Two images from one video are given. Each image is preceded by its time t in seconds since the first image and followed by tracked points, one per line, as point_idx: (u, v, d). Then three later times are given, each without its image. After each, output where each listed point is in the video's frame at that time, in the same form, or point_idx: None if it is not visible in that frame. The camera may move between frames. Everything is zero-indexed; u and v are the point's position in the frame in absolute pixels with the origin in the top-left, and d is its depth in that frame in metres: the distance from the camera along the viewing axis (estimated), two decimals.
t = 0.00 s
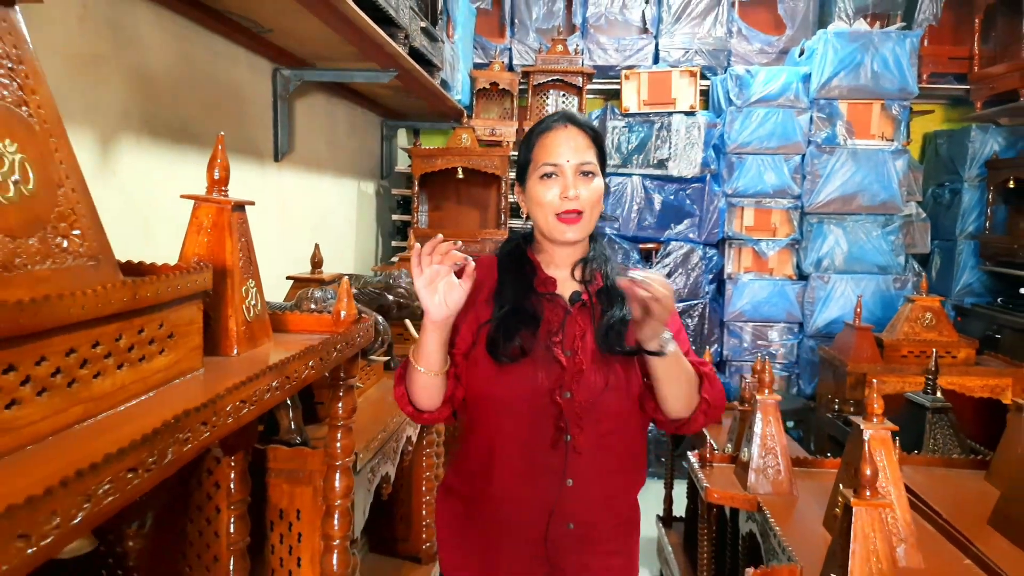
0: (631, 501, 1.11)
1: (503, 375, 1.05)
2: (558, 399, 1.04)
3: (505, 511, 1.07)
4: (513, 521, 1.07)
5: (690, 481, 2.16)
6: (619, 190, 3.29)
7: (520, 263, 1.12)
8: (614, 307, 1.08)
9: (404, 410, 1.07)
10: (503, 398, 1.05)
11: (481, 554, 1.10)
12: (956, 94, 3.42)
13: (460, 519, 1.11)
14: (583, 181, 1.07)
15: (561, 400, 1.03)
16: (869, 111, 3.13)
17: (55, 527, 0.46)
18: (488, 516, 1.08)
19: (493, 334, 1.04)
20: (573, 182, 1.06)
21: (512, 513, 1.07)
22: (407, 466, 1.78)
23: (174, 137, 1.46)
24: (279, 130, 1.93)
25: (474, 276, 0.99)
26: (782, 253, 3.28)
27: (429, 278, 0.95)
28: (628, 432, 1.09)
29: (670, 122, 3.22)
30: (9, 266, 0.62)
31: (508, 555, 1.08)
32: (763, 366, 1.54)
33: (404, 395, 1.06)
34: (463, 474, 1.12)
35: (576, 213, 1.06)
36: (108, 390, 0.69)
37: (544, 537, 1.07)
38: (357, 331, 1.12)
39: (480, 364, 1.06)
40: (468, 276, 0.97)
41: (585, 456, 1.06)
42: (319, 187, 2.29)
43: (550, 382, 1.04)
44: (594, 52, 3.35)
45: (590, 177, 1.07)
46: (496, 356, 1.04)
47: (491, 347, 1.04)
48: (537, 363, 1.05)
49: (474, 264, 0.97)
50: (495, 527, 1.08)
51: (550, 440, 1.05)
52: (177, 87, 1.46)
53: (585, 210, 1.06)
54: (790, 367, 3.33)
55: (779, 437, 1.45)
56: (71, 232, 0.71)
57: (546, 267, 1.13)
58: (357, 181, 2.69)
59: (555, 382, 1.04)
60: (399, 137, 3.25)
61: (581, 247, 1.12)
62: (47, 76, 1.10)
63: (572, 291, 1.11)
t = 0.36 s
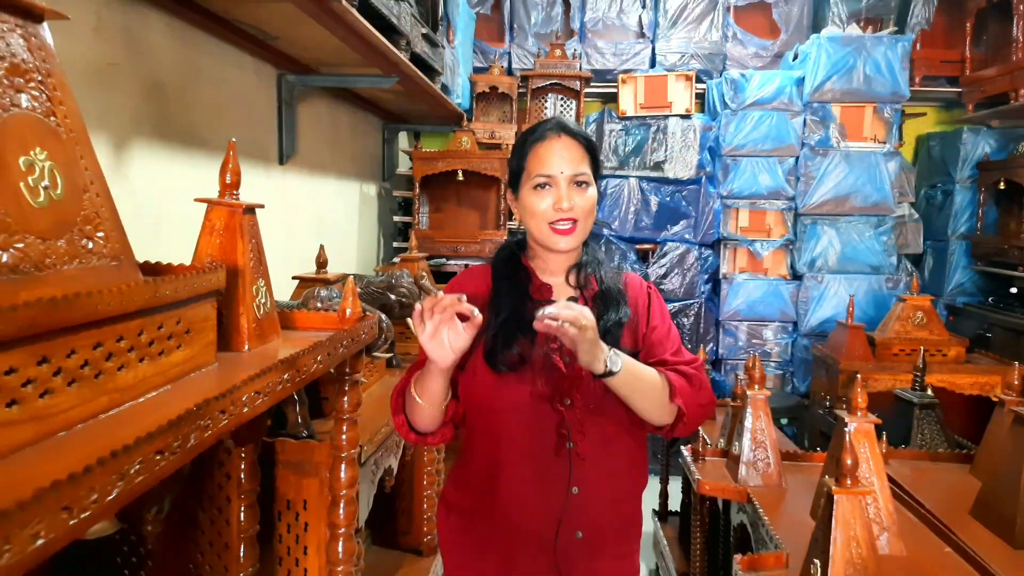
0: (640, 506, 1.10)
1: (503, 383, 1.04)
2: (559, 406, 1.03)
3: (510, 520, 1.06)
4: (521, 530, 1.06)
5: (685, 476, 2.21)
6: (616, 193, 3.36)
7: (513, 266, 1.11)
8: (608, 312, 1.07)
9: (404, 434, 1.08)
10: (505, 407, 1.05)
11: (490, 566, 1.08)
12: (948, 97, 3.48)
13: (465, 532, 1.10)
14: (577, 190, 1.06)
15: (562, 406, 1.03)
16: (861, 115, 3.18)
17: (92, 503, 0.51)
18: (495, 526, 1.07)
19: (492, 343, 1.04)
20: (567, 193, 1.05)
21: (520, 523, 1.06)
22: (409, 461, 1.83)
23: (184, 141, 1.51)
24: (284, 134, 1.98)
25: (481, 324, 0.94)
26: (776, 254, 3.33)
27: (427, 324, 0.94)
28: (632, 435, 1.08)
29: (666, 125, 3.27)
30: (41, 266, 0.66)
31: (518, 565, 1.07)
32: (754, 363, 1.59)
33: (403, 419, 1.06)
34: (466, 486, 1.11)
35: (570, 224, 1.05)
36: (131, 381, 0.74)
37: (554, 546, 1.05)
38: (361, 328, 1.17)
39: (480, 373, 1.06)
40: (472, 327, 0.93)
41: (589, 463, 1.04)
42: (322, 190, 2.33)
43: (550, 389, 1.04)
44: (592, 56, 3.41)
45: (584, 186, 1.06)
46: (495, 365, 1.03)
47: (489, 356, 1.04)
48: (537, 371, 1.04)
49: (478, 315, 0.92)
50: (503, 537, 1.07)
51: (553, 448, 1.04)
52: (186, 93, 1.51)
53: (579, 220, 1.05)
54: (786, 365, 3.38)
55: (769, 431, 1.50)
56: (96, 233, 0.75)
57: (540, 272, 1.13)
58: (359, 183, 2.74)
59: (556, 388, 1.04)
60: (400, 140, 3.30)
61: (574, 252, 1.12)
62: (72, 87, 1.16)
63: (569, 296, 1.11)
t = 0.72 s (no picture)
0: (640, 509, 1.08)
1: (503, 389, 1.02)
2: (560, 409, 1.01)
3: (513, 532, 1.02)
4: (524, 541, 1.02)
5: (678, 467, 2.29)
6: (614, 193, 3.45)
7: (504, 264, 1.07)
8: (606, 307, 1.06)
9: (399, 431, 1.01)
10: (504, 413, 1.02)
11: None
12: (940, 99, 3.55)
13: (464, 547, 1.05)
14: (566, 183, 1.01)
15: (564, 409, 1.01)
16: (853, 117, 3.25)
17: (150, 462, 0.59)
18: (497, 537, 1.03)
19: (488, 347, 1.02)
20: (556, 185, 1.01)
21: (523, 534, 1.02)
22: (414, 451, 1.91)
23: (200, 144, 1.59)
24: (292, 136, 2.05)
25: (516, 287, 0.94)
26: (770, 253, 3.41)
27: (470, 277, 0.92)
28: (633, 438, 1.06)
29: (663, 127, 3.34)
30: (88, 260, 0.74)
31: None
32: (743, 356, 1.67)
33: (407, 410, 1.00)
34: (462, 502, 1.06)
35: (560, 218, 1.00)
36: (168, 364, 0.81)
37: (560, 555, 1.02)
38: (370, 321, 1.24)
39: (477, 379, 1.03)
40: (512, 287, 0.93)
41: (593, 467, 1.02)
42: (328, 190, 2.41)
43: (550, 392, 1.02)
44: (591, 60, 3.50)
45: (574, 179, 1.02)
46: (493, 370, 1.01)
47: (484, 362, 1.02)
48: (536, 375, 1.02)
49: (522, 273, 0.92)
50: (506, 549, 1.03)
51: (556, 454, 1.01)
52: (202, 99, 1.59)
53: (569, 214, 1.00)
54: (779, 362, 3.46)
55: (757, 420, 1.58)
56: (133, 231, 0.83)
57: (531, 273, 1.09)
58: (363, 184, 2.82)
59: (556, 392, 1.02)
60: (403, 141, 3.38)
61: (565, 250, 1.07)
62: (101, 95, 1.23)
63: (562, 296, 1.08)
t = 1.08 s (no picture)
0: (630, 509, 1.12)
1: (497, 396, 1.04)
2: (553, 415, 1.03)
3: (505, 534, 1.05)
4: (517, 543, 1.05)
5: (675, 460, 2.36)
6: (612, 192, 3.50)
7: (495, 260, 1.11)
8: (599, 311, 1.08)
9: (391, 433, 1.02)
10: (499, 419, 1.04)
11: None
12: (932, 100, 3.62)
13: (459, 548, 1.08)
14: (562, 182, 1.05)
15: (557, 415, 1.03)
16: (847, 118, 3.31)
17: (192, 435, 0.65)
18: (491, 540, 1.06)
19: (483, 354, 1.03)
20: (552, 184, 1.04)
21: (516, 536, 1.05)
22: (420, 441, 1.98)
23: (215, 145, 1.65)
24: (300, 138, 2.11)
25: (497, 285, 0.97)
26: (766, 252, 3.49)
27: (456, 277, 0.92)
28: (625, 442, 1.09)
29: (661, 128, 3.40)
30: (126, 255, 0.80)
31: None
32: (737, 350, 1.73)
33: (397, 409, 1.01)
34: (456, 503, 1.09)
35: (555, 217, 1.04)
36: (197, 353, 0.88)
37: (551, 556, 1.05)
38: (379, 314, 1.30)
39: (472, 385, 1.05)
40: (496, 284, 0.96)
41: (584, 473, 1.05)
42: (334, 190, 2.47)
43: (543, 399, 1.04)
44: (590, 62, 3.57)
45: (570, 178, 1.05)
46: (488, 377, 1.03)
47: (478, 367, 1.03)
48: (529, 382, 1.04)
49: (506, 270, 0.96)
50: (499, 550, 1.06)
51: (548, 460, 1.04)
52: (216, 102, 1.65)
53: (563, 213, 1.04)
54: (775, 359, 3.53)
55: (749, 411, 1.64)
56: (165, 228, 0.89)
57: (525, 272, 1.12)
58: (368, 184, 2.88)
59: (550, 398, 1.04)
60: (406, 142, 3.44)
61: (558, 249, 1.11)
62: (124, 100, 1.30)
63: (554, 298, 1.11)
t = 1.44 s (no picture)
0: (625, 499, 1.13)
1: (488, 393, 1.03)
2: (545, 410, 1.04)
3: (501, 526, 1.07)
4: (512, 534, 1.06)
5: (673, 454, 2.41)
6: (612, 192, 3.55)
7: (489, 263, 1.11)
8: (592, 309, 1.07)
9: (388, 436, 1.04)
10: (490, 416, 1.04)
11: (483, 570, 1.09)
12: (928, 101, 3.67)
13: (457, 539, 1.10)
14: (555, 192, 1.06)
15: (549, 411, 1.04)
16: (843, 119, 3.36)
17: (223, 416, 0.71)
18: (486, 533, 1.07)
19: (474, 353, 1.03)
20: (546, 196, 1.04)
21: (511, 527, 1.06)
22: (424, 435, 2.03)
23: (228, 146, 1.70)
24: (307, 139, 2.16)
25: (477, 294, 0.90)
26: (763, 250, 3.54)
27: (429, 301, 0.89)
28: (616, 434, 1.10)
29: (660, 129, 3.45)
30: (154, 251, 0.85)
31: (511, 568, 1.07)
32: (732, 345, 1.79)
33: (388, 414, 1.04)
34: (456, 495, 1.11)
35: (549, 228, 1.05)
36: (219, 343, 0.93)
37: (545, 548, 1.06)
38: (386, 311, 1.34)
39: (463, 382, 1.05)
40: (471, 296, 0.90)
41: (577, 465, 1.06)
42: (339, 189, 2.52)
43: (534, 396, 1.04)
44: (590, 63, 3.62)
45: (563, 188, 1.07)
46: (479, 375, 1.03)
47: (470, 365, 1.03)
48: (521, 379, 1.04)
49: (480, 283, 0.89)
50: (495, 541, 1.08)
51: (540, 454, 1.05)
52: (227, 104, 1.70)
53: (558, 222, 1.05)
54: (772, 355, 3.58)
55: (744, 404, 1.70)
56: (188, 226, 0.95)
57: (516, 271, 1.12)
58: (371, 183, 2.92)
59: (541, 395, 1.04)
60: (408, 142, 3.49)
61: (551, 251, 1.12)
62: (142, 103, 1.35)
63: (546, 295, 1.10)
